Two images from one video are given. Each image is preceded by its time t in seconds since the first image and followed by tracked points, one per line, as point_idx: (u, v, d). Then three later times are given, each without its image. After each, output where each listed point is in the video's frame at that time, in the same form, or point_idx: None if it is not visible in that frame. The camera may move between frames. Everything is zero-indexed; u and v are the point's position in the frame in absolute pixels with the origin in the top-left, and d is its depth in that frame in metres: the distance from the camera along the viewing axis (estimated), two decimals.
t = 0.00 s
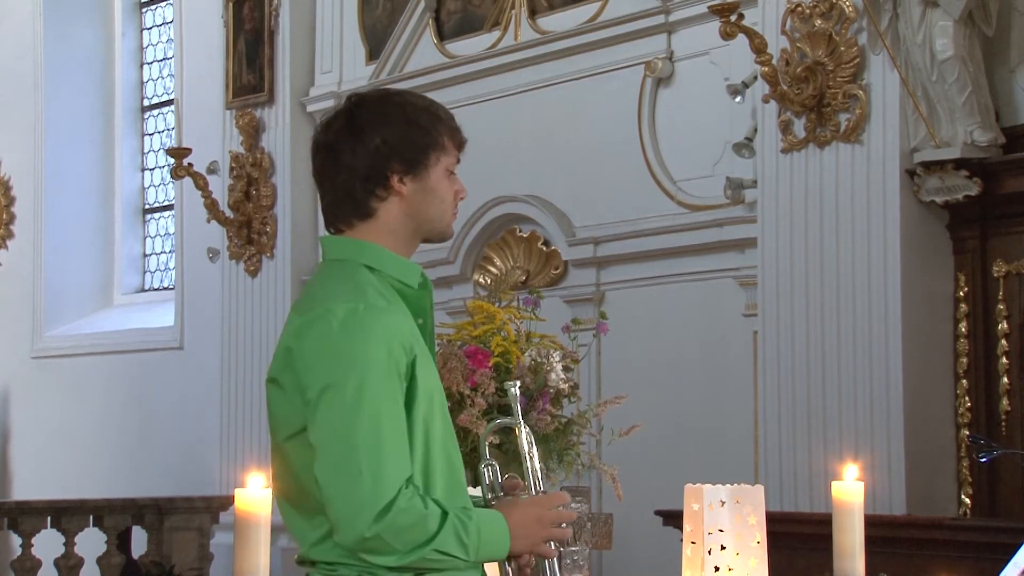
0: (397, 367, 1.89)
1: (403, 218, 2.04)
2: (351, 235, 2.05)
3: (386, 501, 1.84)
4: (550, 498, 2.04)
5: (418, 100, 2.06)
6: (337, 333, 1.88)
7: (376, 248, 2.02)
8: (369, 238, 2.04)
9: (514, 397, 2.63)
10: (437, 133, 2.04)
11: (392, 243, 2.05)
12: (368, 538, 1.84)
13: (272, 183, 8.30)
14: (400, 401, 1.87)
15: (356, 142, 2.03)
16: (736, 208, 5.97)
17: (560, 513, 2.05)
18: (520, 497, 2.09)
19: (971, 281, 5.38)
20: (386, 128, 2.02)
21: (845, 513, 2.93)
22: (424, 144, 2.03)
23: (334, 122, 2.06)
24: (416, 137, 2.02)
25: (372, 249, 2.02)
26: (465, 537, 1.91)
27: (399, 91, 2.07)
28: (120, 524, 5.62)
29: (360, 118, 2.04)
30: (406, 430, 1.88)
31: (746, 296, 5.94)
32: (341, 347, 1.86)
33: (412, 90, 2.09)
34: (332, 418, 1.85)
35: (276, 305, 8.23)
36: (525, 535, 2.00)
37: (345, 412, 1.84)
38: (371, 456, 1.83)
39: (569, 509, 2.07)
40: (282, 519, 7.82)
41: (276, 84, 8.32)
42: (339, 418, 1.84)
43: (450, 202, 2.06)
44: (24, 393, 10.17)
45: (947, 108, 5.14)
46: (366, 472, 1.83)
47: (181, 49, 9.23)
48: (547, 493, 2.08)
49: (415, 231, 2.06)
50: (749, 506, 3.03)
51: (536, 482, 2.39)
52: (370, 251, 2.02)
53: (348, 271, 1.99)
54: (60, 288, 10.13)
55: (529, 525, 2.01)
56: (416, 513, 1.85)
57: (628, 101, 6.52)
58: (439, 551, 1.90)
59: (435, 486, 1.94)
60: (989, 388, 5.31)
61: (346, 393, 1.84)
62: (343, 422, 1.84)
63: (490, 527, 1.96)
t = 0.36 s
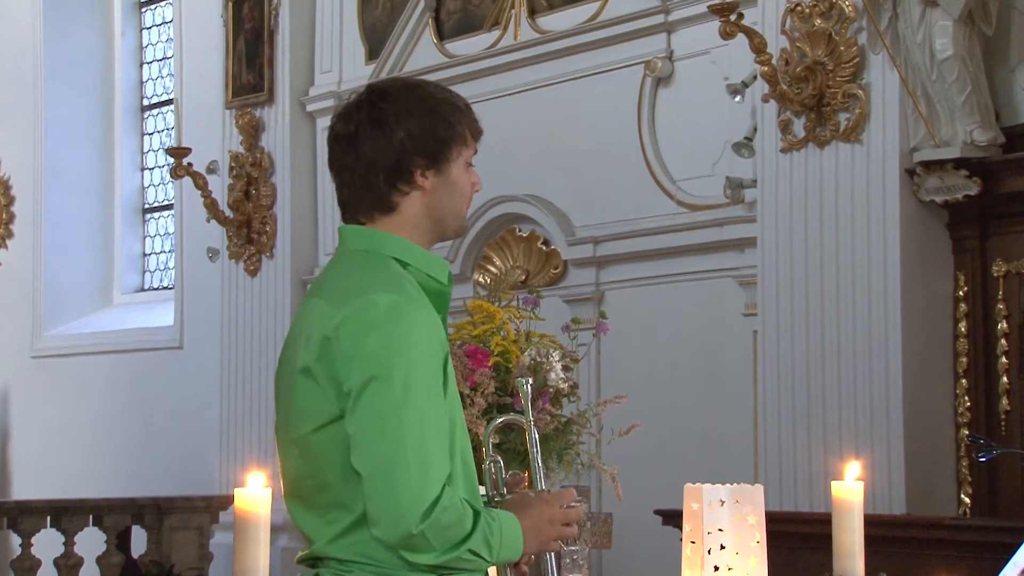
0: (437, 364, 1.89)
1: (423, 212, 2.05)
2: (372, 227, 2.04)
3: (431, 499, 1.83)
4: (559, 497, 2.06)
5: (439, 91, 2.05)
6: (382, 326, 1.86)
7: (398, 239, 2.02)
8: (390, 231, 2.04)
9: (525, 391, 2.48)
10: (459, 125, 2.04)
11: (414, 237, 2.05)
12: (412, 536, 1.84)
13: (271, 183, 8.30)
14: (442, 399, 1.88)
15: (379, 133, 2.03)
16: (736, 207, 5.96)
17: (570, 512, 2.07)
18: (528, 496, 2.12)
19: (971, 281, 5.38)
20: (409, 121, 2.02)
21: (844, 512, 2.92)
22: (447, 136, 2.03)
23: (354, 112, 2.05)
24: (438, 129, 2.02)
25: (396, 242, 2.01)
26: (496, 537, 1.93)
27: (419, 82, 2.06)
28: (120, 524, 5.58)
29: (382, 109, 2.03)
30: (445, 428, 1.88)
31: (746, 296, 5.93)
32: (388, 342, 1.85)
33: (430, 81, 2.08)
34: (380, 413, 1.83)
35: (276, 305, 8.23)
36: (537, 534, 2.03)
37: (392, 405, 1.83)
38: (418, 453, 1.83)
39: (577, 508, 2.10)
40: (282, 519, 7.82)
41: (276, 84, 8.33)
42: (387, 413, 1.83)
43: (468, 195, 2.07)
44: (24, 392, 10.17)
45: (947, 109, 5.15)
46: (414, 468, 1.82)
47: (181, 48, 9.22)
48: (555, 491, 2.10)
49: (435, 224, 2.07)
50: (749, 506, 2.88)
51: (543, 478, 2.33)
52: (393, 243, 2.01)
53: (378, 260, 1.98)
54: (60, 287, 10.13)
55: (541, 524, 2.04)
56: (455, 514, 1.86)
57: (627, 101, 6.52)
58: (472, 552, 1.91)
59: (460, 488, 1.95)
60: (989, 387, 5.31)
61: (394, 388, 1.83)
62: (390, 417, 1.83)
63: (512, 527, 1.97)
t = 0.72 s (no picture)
0: (454, 372, 1.88)
1: (444, 213, 2.05)
2: (392, 226, 2.04)
3: (445, 510, 1.83)
4: (557, 499, 2.07)
5: (465, 90, 2.06)
6: (403, 331, 1.85)
7: (419, 240, 2.01)
8: (410, 230, 2.04)
9: (524, 394, 2.52)
10: (484, 125, 2.05)
11: (434, 236, 2.05)
12: (423, 547, 1.83)
13: (271, 182, 8.30)
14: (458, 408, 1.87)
15: (403, 131, 2.03)
16: (735, 207, 5.95)
17: (566, 513, 2.08)
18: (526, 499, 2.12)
19: (971, 281, 5.38)
20: (435, 120, 2.02)
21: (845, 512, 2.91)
22: (472, 137, 2.03)
23: (379, 108, 2.05)
24: (463, 129, 2.03)
25: (416, 243, 2.01)
26: (502, 549, 1.93)
27: (445, 80, 2.07)
28: (119, 523, 5.54)
29: (408, 106, 2.03)
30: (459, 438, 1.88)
31: (746, 295, 5.93)
32: (409, 347, 1.84)
33: (456, 80, 2.09)
34: (399, 421, 1.82)
35: (275, 304, 8.23)
36: (537, 540, 2.04)
37: (410, 414, 1.82)
38: (435, 463, 1.82)
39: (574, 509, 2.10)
40: (281, 518, 7.83)
41: (275, 83, 8.33)
42: (406, 422, 1.82)
43: (489, 197, 2.07)
44: (24, 391, 10.17)
45: (947, 108, 5.15)
46: (429, 479, 1.82)
47: (180, 48, 9.22)
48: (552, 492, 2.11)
49: (454, 225, 2.07)
50: (748, 505, 2.75)
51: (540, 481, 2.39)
52: (412, 243, 2.01)
53: (395, 260, 1.97)
54: (60, 287, 10.13)
55: (541, 527, 2.05)
56: (466, 526, 1.86)
57: (627, 100, 6.52)
58: (478, 564, 1.91)
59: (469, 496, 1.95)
60: (989, 387, 5.31)
61: (413, 396, 1.83)
62: (409, 427, 1.82)
63: (517, 535, 1.98)
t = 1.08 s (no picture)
0: (458, 378, 1.88)
1: (449, 215, 2.05)
2: (396, 227, 2.04)
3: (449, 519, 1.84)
4: (563, 496, 2.09)
5: (476, 92, 2.05)
6: (406, 338, 1.85)
7: (424, 243, 2.02)
8: (414, 233, 2.04)
9: (525, 390, 2.49)
10: (492, 129, 2.04)
11: (438, 239, 2.05)
12: (428, 556, 1.84)
13: (270, 181, 8.29)
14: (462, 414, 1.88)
15: (410, 133, 2.03)
16: (734, 207, 5.95)
17: (571, 511, 2.10)
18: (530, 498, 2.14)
19: (970, 280, 5.38)
20: (443, 123, 2.02)
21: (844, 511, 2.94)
22: (480, 141, 2.03)
23: (388, 108, 2.05)
24: (471, 133, 2.02)
25: (420, 246, 2.01)
26: (507, 554, 1.95)
27: (455, 81, 2.06)
28: (118, 522, 5.49)
29: (416, 108, 2.03)
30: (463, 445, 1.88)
31: (745, 294, 5.93)
32: (413, 355, 1.84)
33: (467, 82, 2.08)
34: (404, 429, 1.82)
35: (274, 304, 8.22)
36: (540, 540, 2.05)
37: (415, 422, 1.82)
38: (439, 472, 1.83)
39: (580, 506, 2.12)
40: (281, 517, 7.83)
41: (274, 83, 8.33)
42: (411, 431, 1.82)
43: (495, 201, 2.08)
44: (24, 390, 10.16)
45: (946, 108, 5.15)
46: (433, 488, 1.82)
47: (179, 48, 9.21)
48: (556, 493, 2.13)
49: (459, 229, 2.07)
50: (746, 505, 2.97)
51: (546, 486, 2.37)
52: (418, 246, 2.01)
53: (400, 263, 1.97)
54: (59, 286, 10.13)
55: (546, 528, 2.06)
56: (470, 533, 1.87)
57: (626, 100, 6.52)
58: (482, 570, 1.92)
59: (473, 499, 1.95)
60: (987, 387, 5.30)
61: (417, 406, 1.83)
62: (413, 436, 1.82)
63: (522, 537, 1.99)
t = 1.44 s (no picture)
0: (448, 375, 1.95)
1: (444, 220, 2.14)
2: (393, 231, 2.14)
3: (439, 513, 1.90)
4: (568, 490, 2.17)
5: (471, 101, 2.14)
6: (395, 338, 1.93)
7: (421, 248, 2.10)
8: (411, 237, 2.13)
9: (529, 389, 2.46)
10: (487, 138, 2.13)
11: (434, 244, 2.14)
12: (419, 549, 1.91)
13: (271, 183, 8.37)
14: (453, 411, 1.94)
15: (406, 140, 2.12)
16: (728, 208, 6.03)
17: (578, 503, 2.18)
18: (537, 492, 2.21)
19: (960, 280, 5.45)
20: (438, 130, 2.11)
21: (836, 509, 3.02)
22: (475, 149, 2.11)
23: (387, 115, 2.15)
24: (465, 140, 2.11)
25: (416, 250, 2.10)
26: (504, 546, 2.01)
27: (453, 92, 2.15)
28: (123, 519, 5.55)
29: (413, 116, 2.13)
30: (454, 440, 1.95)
31: (739, 294, 6.00)
32: (402, 355, 1.92)
33: (466, 92, 2.17)
34: (392, 427, 1.89)
35: (276, 304, 8.31)
36: (545, 531, 2.13)
37: (402, 418, 1.89)
38: (428, 467, 1.89)
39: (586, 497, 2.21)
40: (283, 514, 7.92)
41: (276, 86, 8.41)
42: (399, 428, 1.89)
43: (491, 208, 2.15)
44: (28, 390, 10.23)
45: (937, 111, 5.23)
46: (422, 481, 1.89)
47: (182, 52, 9.30)
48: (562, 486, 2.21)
49: (456, 234, 2.16)
50: (741, 501, 2.95)
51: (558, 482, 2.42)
52: (416, 251, 2.09)
53: (395, 269, 2.05)
54: (64, 285, 10.20)
55: (551, 521, 2.14)
56: (462, 525, 1.93)
57: (623, 102, 6.61)
58: (478, 561, 1.99)
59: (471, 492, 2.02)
60: (978, 385, 5.37)
61: (405, 403, 1.90)
62: (401, 432, 1.89)
63: (521, 530, 2.06)
